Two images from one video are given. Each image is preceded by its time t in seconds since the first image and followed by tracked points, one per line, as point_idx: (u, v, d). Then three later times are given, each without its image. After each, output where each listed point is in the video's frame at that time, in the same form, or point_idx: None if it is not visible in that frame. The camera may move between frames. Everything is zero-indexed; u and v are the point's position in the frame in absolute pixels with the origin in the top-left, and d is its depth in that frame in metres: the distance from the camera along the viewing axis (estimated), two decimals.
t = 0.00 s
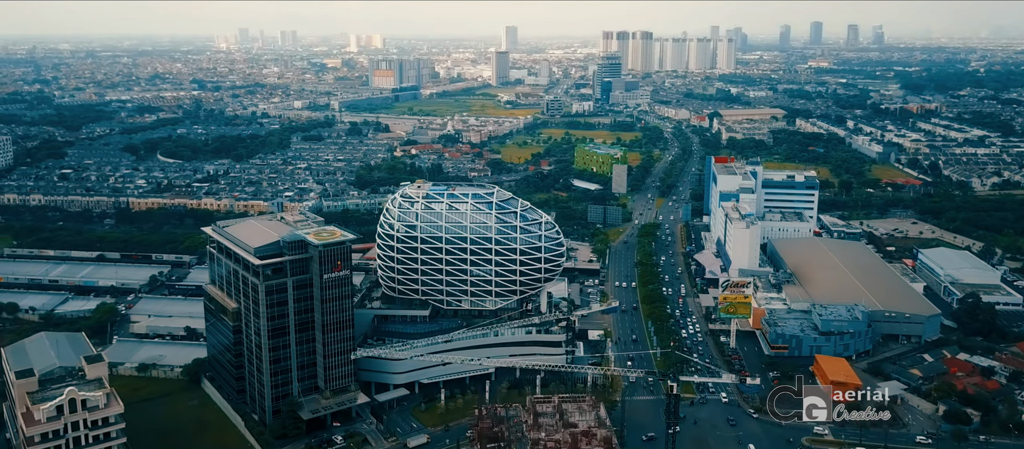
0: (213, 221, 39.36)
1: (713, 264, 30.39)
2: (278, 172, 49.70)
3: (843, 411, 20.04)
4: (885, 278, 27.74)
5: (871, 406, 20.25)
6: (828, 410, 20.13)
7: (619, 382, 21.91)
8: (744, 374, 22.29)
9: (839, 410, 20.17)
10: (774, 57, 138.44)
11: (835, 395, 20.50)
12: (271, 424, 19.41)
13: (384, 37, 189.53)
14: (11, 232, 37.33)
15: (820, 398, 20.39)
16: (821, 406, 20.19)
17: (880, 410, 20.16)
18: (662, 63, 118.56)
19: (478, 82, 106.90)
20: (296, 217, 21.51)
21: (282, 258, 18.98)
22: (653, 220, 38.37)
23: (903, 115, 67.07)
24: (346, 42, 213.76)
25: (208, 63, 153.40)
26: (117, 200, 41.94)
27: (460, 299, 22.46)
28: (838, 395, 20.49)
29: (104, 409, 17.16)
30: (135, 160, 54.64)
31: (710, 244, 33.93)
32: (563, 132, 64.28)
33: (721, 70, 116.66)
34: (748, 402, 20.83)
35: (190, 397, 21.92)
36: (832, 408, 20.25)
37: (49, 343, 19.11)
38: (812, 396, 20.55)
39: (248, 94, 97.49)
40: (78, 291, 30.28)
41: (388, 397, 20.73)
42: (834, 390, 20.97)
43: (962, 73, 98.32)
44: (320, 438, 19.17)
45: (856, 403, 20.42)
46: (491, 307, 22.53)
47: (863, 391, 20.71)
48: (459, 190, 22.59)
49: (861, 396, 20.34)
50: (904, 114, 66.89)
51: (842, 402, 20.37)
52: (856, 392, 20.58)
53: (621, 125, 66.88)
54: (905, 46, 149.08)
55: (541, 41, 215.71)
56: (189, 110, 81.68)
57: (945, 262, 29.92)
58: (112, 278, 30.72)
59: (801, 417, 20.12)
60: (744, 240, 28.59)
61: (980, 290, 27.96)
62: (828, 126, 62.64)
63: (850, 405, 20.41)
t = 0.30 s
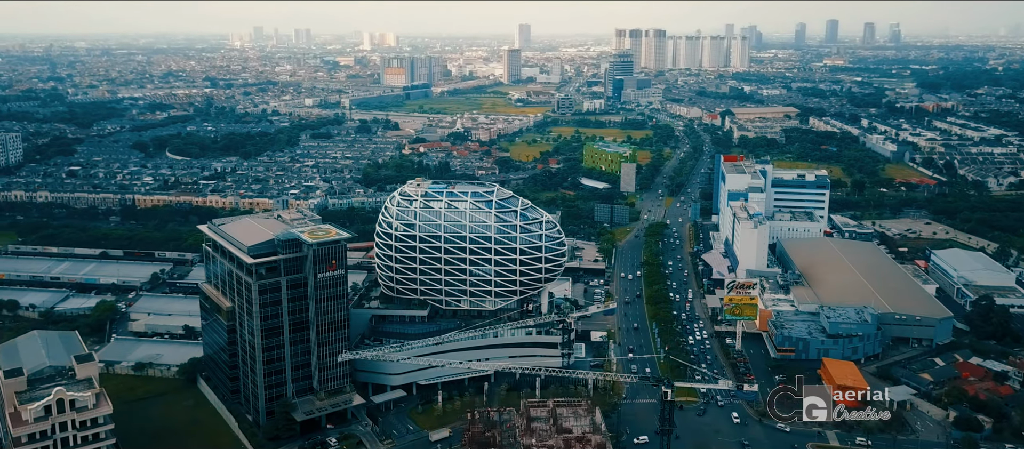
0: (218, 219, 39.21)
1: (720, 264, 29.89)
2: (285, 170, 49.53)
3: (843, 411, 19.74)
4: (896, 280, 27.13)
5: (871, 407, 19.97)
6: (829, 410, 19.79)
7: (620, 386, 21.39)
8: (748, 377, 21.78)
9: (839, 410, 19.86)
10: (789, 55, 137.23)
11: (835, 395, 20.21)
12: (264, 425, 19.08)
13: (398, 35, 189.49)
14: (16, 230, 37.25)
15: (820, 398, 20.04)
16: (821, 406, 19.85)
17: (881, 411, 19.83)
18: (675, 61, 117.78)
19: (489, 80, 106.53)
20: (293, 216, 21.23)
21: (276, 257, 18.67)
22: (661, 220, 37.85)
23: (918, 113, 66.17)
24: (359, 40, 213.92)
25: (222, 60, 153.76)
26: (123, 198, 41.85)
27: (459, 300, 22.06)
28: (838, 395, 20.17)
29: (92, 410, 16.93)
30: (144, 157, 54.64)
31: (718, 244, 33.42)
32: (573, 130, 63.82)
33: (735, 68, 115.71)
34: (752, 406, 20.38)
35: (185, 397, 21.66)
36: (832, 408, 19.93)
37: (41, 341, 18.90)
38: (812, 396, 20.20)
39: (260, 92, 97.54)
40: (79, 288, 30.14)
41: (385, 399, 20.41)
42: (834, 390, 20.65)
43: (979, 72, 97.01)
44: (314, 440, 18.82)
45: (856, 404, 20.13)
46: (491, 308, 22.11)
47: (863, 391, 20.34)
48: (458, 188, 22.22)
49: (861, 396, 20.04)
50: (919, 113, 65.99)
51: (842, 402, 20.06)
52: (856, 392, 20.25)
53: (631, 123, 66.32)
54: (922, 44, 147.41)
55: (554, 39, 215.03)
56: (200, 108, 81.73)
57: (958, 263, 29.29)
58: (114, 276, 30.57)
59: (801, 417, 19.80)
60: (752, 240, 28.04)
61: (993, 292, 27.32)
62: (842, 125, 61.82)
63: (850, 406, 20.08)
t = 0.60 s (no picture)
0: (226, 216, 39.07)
1: (730, 265, 29.34)
2: (295, 167, 49.38)
3: (843, 411, 19.44)
4: (911, 282, 26.45)
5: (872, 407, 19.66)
6: (829, 411, 19.44)
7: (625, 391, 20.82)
8: (756, 382, 21.23)
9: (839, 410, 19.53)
10: (807, 54, 135.88)
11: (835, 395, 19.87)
12: (260, 426, 18.76)
13: (414, 34, 189.44)
14: (25, 226, 37.25)
15: (820, 398, 19.65)
16: (821, 406, 19.47)
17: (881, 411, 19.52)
18: (691, 59, 116.89)
19: (504, 79, 106.10)
20: (293, 214, 20.93)
21: (272, 256, 18.33)
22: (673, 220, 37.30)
23: (938, 113, 65.16)
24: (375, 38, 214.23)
25: (238, 59, 154.26)
26: (132, 195, 41.83)
27: (461, 300, 21.64)
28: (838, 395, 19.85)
29: (85, 410, 16.70)
30: (156, 154, 54.66)
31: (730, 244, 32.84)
32: (586, 128, 63.31)
33: (752, 67, 114.62)
34: (759, 411, 19.78)
35: (184, 397, 21.42)
36: (832, 408, 19.59)
37: (36, 342, 18.70)
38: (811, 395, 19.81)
39: (274, 90, 97.64)
40: (84, 286, 30.07)
41: (384, 400, 20.07)
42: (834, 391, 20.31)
43: (1002, 71, 95.48)
44: (310, 442, 18.49)
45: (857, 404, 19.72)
46: (493, 308, 21.67)
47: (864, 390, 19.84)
48: (461, 187, 21.82)
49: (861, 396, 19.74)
50: (938, 112, 64.98)
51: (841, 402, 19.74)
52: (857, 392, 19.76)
53: (645, 121, 65.69)
54: (943, 43, 145.51)
55: (571, 38, 214.13)
56: (214, 106, 81.84)
57: (976, 265, 28.58)
58: (119, 273, 30.46)
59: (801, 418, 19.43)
60: (763, 241, 27.44)
61: (1011, 295, 26.61)
62: (859, 124, 60.92)
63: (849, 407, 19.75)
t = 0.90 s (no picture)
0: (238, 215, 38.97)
1: (745, 268, 28.75)
2: (310, 167, 49.24)
3: (843, 411, 19.25)
4: (930, 287, 25.74)
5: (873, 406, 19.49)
6: (829, 411, 19.24)
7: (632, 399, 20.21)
8: (768, 388, 20.61)
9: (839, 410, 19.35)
10: (830, 54, 134.27)
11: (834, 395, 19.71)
12: (259, 428, 18.44)
13: (434, 34, 189.51)
14: (37, 224, 37.29)
15: (820, 398, 19.48)
16: (821, 406, 19.27)
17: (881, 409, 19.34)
18: (711, 60, 115.86)
19: (522, 79, 105.65)
20: (295, 214, 20.67)
21: (272, 255, 18.03)
22: (688, 221, 36.71)
23: (962, 114, 63.98)
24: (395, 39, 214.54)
25: (259, 58, 155.00)
26: (145, 193, 41.83)
27: (465, 302, 21.23)
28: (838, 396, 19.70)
29: (80, 410, 16.45)
30: (172, 153, 54.77)
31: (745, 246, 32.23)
32: (603, 128, 62.76)
33: (773, 67, 113.39)
34: (770, 421, 19.07)
35: (184, 397, 21.19)
36: (832, 408, 19.39)
37: (34, 340, 18.53)
38: (811, 395, 19.63)
39: (292, 89, 97.84)
40: (92, 284, 30.03)
41: (386, 403, 19.71)
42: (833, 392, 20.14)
43: None
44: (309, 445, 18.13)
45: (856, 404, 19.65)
46: (498, 310, 21.23)
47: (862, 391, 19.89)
48: (466, 186, 21.45)
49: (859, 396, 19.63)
50: (963, 114, 63.79)
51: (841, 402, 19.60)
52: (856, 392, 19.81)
53: (663, 122, 64.98)
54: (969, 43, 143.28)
55: (591, 38, 213.27)
56: (233, 105, 82.06)
57: (999, 270, 27.81)
58: (128, 271, 30.38)
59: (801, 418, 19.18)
60: (779, 243, 26.79)
61: None
62: (882, 125, 59.89)
63: (849, 407, 19.60)
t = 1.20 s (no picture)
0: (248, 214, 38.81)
1: (758, 270, 28.16)
2: (322, 166, 49.08)
3: (843, 411, 18.76)
4: (948, 292, 25.03)
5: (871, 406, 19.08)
6: (829, 411, 18.71)
7: (635, 406, 19.43)
8: (778, 395, 20.03)
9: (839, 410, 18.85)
10: (851, 55, 132.70)
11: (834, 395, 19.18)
12: (255, 430, 18.12)
13: (452, 34, 189.41)
14: (48, 222, 37.33)
15: (820, 398, 18.92)
16: (821, 406, 18.73)
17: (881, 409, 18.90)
18: (730, 60, 114.82)
19: (539, 79, 105.18)
20: (296, 212, 20.36)
21: (270, 254, 17.72)
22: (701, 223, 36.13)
23: (985, 115, 62.78)
24: (413, 39, 214.66)
25: (277, 58, 155.54)
26: (157, 191, 41.82)
27: (469, 303, 20.83)
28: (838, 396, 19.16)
29: (72, 410, 16.20)
30: (185, 151, 54.84)
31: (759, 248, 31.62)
32: (618, 129, 62.18)
33: (793, 68, 112.18)
34: (780, 428, 18.47)
35: (184, 397, 20.92)
36: (832, 408, 18.86)
37: (31, 338, 18.32)
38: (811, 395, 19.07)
39: (309, 89, 97.93)
40: (99, 282, 29.91)
41: (386, 406, 19.35)
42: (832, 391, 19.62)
43: None
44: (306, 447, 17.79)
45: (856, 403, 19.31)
46: (502, 313, 20.82)
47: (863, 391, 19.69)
48: (470, 186, 21.03)
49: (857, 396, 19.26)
50: (986, 115, 62.60)
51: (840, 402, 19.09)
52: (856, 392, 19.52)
53: (680, 122, 64.30)
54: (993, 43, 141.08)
55: (610, 38, 212.49)
56: (249, 104, 82.21)
57: (1021, 274, 27.03)
58: (134, 270, 30.25)
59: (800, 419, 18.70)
60: (792, 246, 26.18)
61: None
62: (902, 126, 58.89)
63: (848, 407, 19.14)
